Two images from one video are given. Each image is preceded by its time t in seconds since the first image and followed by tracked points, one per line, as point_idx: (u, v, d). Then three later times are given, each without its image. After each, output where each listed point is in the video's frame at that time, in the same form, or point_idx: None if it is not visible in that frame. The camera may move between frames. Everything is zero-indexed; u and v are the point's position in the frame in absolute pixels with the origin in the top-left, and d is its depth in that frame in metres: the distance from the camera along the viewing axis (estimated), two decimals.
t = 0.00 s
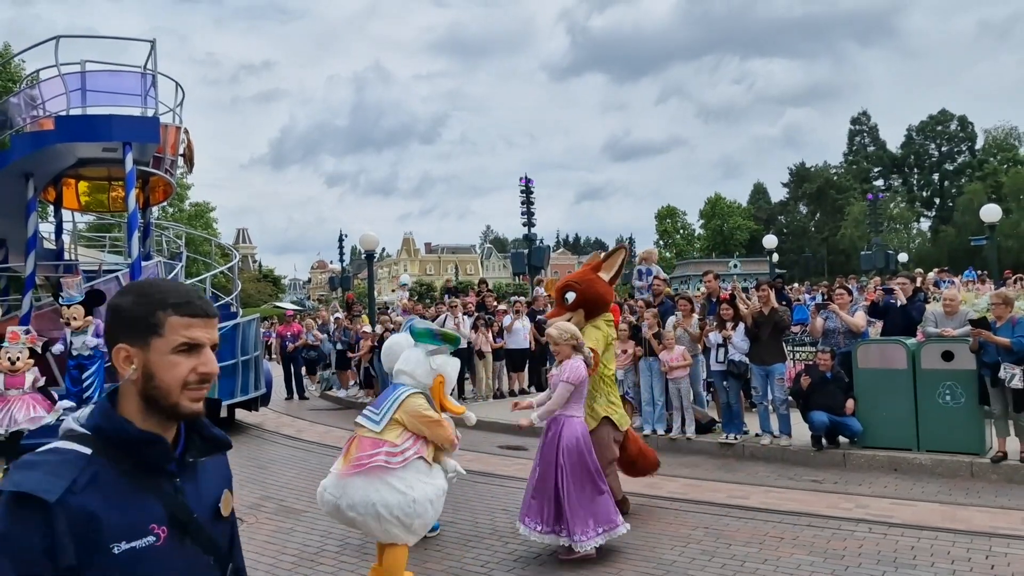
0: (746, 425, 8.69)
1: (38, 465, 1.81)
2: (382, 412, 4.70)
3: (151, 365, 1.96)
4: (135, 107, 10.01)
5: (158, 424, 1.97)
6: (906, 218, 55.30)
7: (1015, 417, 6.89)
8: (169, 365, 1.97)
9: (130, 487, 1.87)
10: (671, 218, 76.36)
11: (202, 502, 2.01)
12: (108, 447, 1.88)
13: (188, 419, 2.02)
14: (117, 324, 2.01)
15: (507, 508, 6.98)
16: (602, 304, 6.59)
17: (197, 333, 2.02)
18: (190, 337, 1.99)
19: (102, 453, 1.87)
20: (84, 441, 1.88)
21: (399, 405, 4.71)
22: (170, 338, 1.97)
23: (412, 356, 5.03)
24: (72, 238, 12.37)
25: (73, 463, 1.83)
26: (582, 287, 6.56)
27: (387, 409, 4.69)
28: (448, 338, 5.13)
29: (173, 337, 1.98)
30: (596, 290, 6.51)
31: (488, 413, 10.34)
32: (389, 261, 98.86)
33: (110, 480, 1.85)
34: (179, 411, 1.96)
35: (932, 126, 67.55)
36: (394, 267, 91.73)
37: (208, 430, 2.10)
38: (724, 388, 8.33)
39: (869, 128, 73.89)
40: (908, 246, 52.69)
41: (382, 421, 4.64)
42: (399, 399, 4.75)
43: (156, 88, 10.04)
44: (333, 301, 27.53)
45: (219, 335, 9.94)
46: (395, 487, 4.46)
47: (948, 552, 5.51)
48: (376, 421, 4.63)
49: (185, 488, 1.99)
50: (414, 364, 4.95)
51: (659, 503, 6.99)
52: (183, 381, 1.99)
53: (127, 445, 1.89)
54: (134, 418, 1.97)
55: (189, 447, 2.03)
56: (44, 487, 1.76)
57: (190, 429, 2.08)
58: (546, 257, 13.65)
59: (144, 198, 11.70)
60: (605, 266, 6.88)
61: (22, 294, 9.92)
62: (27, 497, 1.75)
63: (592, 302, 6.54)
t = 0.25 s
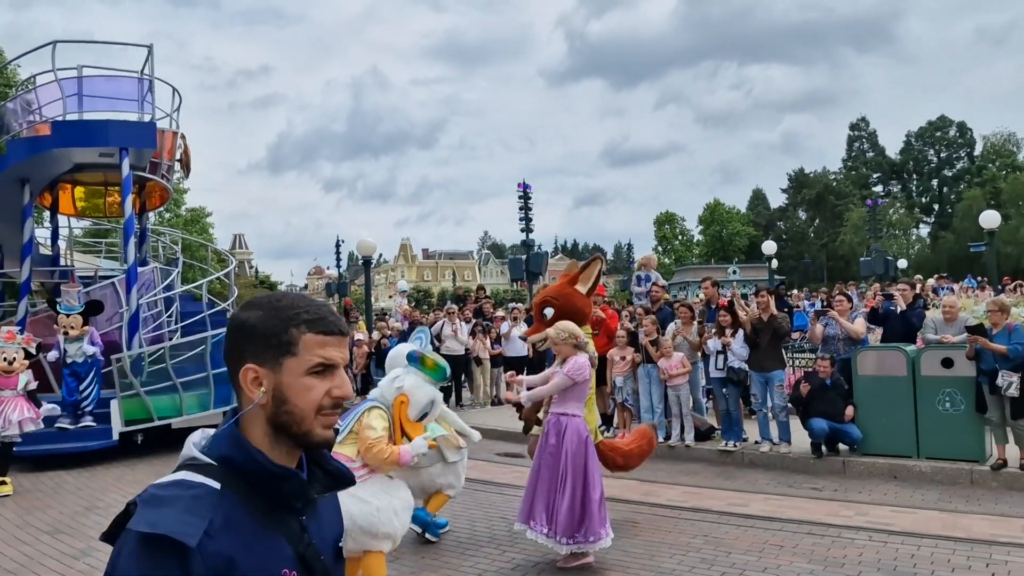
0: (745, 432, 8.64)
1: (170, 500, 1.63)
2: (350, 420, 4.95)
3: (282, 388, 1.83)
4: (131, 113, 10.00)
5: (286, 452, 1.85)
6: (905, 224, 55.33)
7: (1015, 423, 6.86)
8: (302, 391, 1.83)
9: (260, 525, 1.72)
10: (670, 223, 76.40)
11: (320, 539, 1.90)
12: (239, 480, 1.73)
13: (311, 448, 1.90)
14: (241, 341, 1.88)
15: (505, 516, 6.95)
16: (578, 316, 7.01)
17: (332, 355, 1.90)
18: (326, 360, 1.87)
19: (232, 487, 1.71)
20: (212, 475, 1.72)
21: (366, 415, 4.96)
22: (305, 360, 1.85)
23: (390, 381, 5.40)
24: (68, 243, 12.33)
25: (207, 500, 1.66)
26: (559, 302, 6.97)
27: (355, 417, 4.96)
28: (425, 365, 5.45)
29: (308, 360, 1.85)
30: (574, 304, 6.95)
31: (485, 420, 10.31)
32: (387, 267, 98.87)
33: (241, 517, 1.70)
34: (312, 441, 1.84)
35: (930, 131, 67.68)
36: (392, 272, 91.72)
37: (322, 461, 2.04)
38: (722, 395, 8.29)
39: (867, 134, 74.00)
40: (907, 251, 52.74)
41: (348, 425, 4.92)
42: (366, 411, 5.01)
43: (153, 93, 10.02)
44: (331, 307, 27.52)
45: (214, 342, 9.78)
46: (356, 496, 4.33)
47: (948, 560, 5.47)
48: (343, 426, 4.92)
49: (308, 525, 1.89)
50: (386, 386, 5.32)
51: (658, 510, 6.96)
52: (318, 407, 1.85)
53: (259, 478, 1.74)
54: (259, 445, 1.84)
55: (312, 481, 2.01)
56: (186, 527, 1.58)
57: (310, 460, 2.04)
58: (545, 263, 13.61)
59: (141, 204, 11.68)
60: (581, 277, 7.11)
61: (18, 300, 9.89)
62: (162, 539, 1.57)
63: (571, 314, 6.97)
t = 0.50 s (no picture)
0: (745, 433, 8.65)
1: (309, 494, 1.49)
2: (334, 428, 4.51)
3: (417, 379, 1.67)
4: (131, 114, 9.99)
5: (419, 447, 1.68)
6: (904, 227, 55.35)
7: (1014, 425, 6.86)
8: (436, 383, 1.67)
9: (400, 523, 1.55)
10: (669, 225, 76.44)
11: (455, 539, 1.73)
12: (373, 474, 1.58)
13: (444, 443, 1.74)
14: (371, 326, 1.74)
15: (504, 517, 6.94)
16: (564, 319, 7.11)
17: (470, 343, 1.73)
18: (463, 350, 1.70)
19: (367, 479, 1.56)
20: (346, 467, 1.58)
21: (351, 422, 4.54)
22: (440, 349, 1.68)
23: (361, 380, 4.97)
24: (67, 245, 12.32)
25: (345, 495, 1.51)
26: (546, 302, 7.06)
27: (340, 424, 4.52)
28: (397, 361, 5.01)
29: (443, 349, 1.69)
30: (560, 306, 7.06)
31: (485, 422, 10.31)
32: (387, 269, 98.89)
33: (380, 513, 1.54)
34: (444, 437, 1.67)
35: (930, 134, 67.75)
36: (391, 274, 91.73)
37: (450, 454, 1.89)
38: (722, 397, 8.28)
39: (866, 136, 74.04)
40: (906, 254, 52.78)
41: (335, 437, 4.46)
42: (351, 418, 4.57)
43: (152, 95, 10.02)
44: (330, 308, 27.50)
45: (214, 343, 9.83)
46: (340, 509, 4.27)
47: (948, 562, 5.47)
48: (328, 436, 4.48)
49: (442, 523, 1.72)
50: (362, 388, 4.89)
51: (657, 512, 6.95)
52: (451, 403, 1.68)
53: (396, 471, 1.60)
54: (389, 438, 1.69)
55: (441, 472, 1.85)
56: (326, 525, 1.44)
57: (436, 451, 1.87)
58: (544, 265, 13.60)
59: (140, 206, 11.68)
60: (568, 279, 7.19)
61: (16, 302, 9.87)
62: (303, 538, 1.42)
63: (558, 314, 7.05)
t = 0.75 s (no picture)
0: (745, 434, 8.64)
1: (454, 525, 1.40)
2: (319, 433, 4.41)
3: (572, 395, 1.51)
4: (131, 115, 9.99)
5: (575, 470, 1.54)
6: (904, 228, 55.34)
7: (1015, 426, 6.86)
8: (595, 401, 1.50)
9: (552, 555, 1.46)
10: (670, 226, 76.45)
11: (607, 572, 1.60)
12: (525, 500, 1.48)
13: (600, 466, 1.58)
14: (521, 332, 1.59)
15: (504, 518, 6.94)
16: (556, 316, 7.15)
17: (633, 355, 1.54)
18: (625, 363, 1.52)
19: (519, 507, 1.47)
20: (494, 492, 1.48)
21: (339, 425, 4.44)
22: (599, 363, 1.51)
23: (332, 367, 4.77)
24: (67, 245, 12.32)
25: (493, 526, 1.41)
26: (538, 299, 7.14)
27: (327, 430, 4.41)
28: (368, 342, 4.90)
29: (601, 363, 1.51)
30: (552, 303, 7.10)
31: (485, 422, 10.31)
32: (387, 270, 98.93)
33: (531, 544, 1.44)
34: (600, 463, 1.50)
35: (930, 135, 67.77)
36: (391, 275, 91.78)
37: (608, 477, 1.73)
38: (722, 398, 8.28)
39: (866, 137, 74.03)
40: (906, 254, 52.78)
41: (325, 444, 4.37)
42: (338, 420, 4.46)
43: (152, 96, 10.02)
44: (331, 308, 27.54)
45: (214, 343, 9.82)
46: (341, 515, 4.24)
47: (948, 562, 5.47)
48: (318, 445, 4.34)
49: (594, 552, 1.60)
50: (337, 376, 4.72)
51: (657, 513, 6.95)
52: (611, 424, 1.50)
53: (551, 498, 1.48)
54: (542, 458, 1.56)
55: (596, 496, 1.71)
56: (480, 562, 1.35)
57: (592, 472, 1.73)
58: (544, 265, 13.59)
59: (140, 206, 11.68)
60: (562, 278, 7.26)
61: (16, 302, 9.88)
62: (451, 575, 1.34)
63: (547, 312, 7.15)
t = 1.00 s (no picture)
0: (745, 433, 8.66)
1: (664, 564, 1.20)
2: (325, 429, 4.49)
3: (792, 404, 1.31)
4: (133, 115, 10.01)
5: (782, 494, 1.35)
6: (905, 228, 55.40)
7: (1014, 425, 6.88)
8: (816, 412, 1.30)
9: None
10: (670, 226, 76.49)
11: None
12: (724, 530, 1.28)
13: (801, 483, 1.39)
14: (721, 326, 1.37)
15: (504, 516, 6.97)
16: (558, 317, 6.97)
17: (859, 358, 1.34)
18: (853, 366, 1.32)
19: (721, 539, 1.27)
20: (688, 521, 1.28)
21: (345, 420, 4.53)
22: (824, 365, 1.31)
23: (317, 370, 4.65)
24: (68, 244, 12.33)
25: (704, 563, 1.22)
26: (541, 299, 6.98)
27: (332, 425, 4.49)
28: (340, 335, 4.75)
29: (826, 365, 1.31)
30: (554, 303, 6.95)
31: (486, 421, 10.34)
32: (387, 270, 99.01)
33: None
34: (817, 484, 1.31)
35: (930, 135, 67.81)
36: (391, 276, 91.85)
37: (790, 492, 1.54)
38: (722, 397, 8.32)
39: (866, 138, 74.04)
40: (907, 254, 52.81)
41: (332, 439, 4.43)
42: (342, 414, 4.55)
43: (154, 95, 10.04)
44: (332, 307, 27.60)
45: (216, 343, 9.85)
46: (352, 509, 4.26)
47: (948, 561, 5.49)
48: (325, 439, 4.41)
49: None
50: (325, 375, 4.62)
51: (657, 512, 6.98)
52: (833, 439, 1.30)
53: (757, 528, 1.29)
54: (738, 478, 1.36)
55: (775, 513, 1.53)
56: None
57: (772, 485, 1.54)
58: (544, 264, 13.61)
59: (142, 206, 11.70)
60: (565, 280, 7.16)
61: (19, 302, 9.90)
62: None
63: (551, 313, 6.97)
